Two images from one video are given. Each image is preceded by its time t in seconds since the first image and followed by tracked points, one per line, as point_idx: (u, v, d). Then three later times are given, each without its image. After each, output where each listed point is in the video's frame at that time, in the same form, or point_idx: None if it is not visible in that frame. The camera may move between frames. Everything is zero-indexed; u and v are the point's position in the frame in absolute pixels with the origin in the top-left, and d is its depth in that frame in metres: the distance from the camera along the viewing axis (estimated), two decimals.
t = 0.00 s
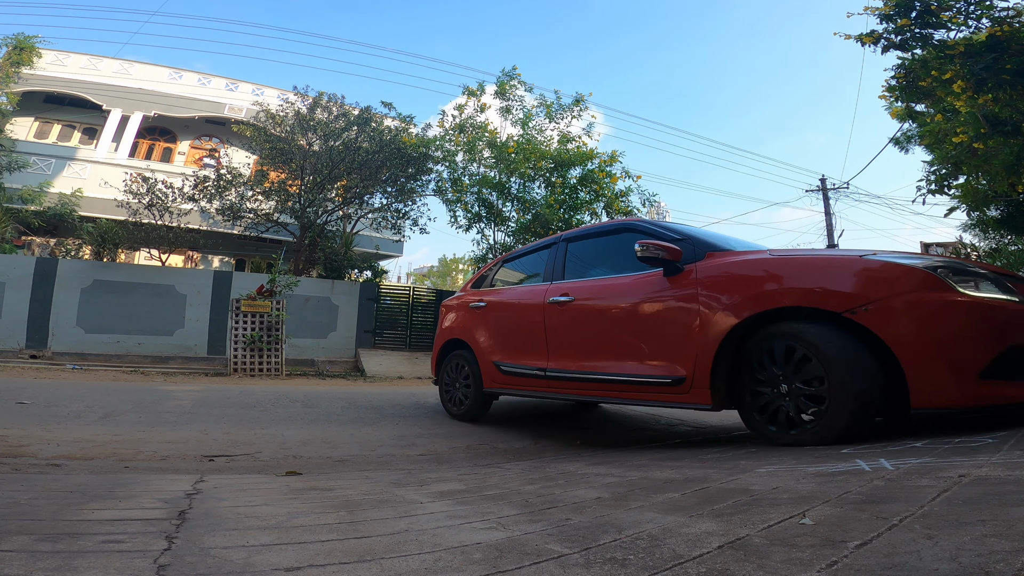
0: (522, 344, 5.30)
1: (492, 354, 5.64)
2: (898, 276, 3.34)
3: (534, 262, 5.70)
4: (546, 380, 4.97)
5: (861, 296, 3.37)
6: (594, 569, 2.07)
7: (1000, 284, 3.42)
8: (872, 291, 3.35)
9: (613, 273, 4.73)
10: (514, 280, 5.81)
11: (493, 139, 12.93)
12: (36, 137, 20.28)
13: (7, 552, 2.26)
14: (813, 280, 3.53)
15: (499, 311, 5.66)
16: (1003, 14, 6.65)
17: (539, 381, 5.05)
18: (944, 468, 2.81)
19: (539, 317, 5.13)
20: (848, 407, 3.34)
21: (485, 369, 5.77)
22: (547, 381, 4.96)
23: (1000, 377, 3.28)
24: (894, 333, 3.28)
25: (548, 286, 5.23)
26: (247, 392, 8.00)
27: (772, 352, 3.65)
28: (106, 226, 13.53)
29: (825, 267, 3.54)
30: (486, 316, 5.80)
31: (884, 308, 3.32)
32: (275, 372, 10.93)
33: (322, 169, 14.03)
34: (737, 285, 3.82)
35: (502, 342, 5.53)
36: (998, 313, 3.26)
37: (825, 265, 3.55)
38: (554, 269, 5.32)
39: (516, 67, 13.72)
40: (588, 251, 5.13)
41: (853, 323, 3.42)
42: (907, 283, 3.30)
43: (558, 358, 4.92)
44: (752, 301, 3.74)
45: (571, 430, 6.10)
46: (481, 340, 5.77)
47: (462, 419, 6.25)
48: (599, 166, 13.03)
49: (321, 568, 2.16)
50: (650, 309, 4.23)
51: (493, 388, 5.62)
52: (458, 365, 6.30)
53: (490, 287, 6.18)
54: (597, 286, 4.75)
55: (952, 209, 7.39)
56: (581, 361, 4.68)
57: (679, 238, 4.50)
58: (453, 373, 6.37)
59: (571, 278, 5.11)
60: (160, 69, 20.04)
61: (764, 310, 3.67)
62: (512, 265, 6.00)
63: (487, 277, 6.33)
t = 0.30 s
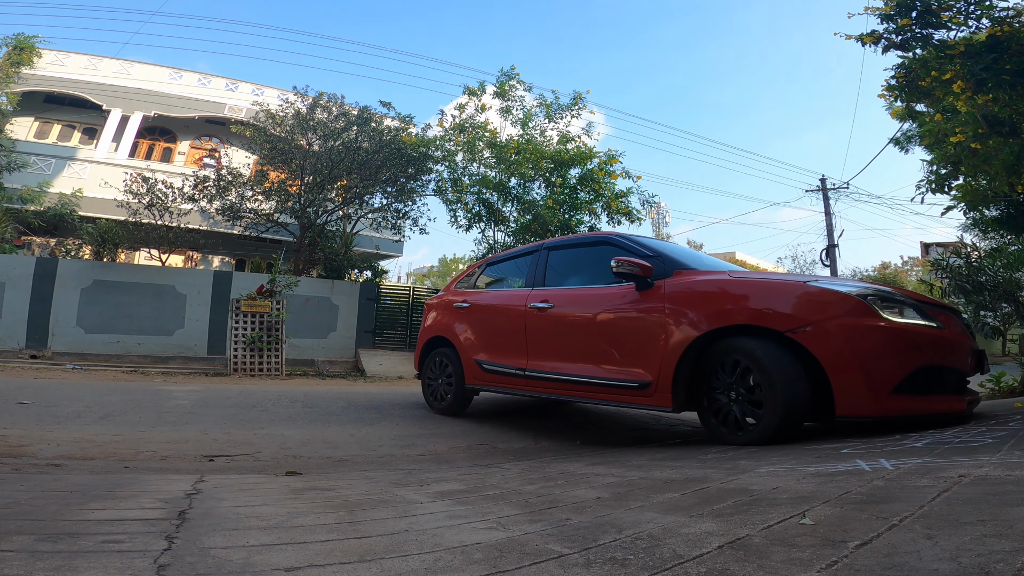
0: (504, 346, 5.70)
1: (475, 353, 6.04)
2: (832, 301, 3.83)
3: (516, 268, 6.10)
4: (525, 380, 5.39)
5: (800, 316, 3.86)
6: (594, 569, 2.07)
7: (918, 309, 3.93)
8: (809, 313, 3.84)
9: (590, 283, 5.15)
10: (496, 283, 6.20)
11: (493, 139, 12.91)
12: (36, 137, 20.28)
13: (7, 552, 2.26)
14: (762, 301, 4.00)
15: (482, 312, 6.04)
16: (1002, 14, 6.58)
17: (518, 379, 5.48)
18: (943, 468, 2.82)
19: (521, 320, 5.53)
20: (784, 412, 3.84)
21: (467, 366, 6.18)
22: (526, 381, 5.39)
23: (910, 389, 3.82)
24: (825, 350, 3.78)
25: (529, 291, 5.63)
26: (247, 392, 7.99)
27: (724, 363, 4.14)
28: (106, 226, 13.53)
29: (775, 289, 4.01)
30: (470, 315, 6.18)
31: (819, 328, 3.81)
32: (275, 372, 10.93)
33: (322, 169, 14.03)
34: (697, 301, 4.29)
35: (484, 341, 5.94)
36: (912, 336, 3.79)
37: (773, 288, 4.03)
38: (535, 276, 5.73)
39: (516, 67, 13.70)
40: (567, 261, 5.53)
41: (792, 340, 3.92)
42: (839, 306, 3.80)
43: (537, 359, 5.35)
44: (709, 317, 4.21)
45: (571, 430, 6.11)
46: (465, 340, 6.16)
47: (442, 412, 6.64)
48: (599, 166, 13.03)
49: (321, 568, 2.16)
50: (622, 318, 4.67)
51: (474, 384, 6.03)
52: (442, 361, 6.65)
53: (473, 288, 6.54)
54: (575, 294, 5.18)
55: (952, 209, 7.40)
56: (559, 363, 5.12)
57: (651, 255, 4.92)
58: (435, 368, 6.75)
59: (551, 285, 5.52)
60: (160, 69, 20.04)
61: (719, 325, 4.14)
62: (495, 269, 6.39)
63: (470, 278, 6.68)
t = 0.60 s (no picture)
0: (488, 348, 6.02)
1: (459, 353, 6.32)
2: (780, 320, 4.29)
3: (497, 273, 6.41)
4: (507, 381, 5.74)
5: (753, 333, 4.33)
6: (594, 569, 2.07)
7: (857, 328, 4.41)
8: (760, 330, 4.31)
9: (569, 292, 5.52)
10: (477, 287, 6.49)
11: (493, 139, 12.91)
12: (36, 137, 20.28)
13: (7, 552, 2.26)
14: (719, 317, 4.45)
15: (466, 314, 6.32)
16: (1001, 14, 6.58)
17: (499, 379, 5.81)
18: (943, 469, 2.82)
19: (504, 324, 5.86)
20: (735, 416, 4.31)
21: (451, 365, 6.45)
22: (509, 382, 5.73)
23: (846, 400, 4.32)
24: (773, 363, 4.26)
25: (512, 297, 5.95)
26: (247, 392, 7.98)
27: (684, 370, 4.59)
28: (106, 226, 13.54)
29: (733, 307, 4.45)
30: (453, 316, 6.44)
31: (768, 344, 4.29)
32: (275, 372, 10.93)
33: (322, 169, 14.02)
34: (664, 315, 4.71)
35: (467, 341, 6.23)
36: (849, 353, 4.28)
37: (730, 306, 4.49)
38: (517, 283, 6.06)
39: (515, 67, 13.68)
40: (547, 270, 5.88)
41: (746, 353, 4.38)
42: (787, 325, 4.26)
43: (518, 360, 5.69)
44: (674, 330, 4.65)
45: (570, 430, 6.12)
46: (450, 340, 6.43)
47: (424, 408, 6.87)
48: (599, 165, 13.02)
49: (321, 568, 2.16)
50: (599, 327, 5.06)
51: (457, 383, 6.31)
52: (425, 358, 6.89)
53: (456, 289, 6.78)
54: (556, 302, 5.54)
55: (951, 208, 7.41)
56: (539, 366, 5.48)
57: (627, 270, 5.32)
58: (418, 366, 6.97)
59: (532, 292, 5.87)
60: (160, 69, 20.04)
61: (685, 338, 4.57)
62: (476, 273, 6.67)
63: (452, 280, 6.93)
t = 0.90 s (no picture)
0: (471, 350, 6.37)
1: (442, 354, 6.65)
2: (739, 334, 4.83)
3: (479, 276, 6.73)
4: (490, 382, 6.13)
5: (714, 346, 4.85)
6: (593, 569, 2.07)
7: (802, 341, 5.00)
8: (721, 343, 4.83)
9: (549, 301, 5.93)
10: (459, 290, 6.79)
11: (493, 139, 12.89)
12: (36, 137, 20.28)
13: (7, 551, 2.26)
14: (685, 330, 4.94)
15: (450, 316, 6.63)
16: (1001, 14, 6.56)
17: (483, 380, 6.19)
18: (943, 469, 2.82)
19: (488, 328, 6.22)
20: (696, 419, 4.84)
21: (435, 364, 6.77)
22: (492, 383, 6.12)
23: (791, 404, 4.94)
24: (731, 372, 4.81)
25: (495, 302, 6.31)
26: (247, 392, 7.98)
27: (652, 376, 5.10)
28: (106, 226, 13.54)
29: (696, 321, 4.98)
30: (437, 318, 6.73)
31: (726, 356, 4.83)
32: (275, 372, 10.92)
33: (322, 169, 14.01)
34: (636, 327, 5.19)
35: (451, 343, 6.56)
36: (795, 364, 4.87)
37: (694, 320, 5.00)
38: (500, 288, 6.40)
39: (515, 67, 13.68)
40: (529, 277, 6.24)
41: (707, 363, 4.92)
42: (744, 339, 4.80)
43: (502, 363, 6.08)
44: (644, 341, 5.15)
45: (570, 430, 6.13)
46: (432, 341, 6.75)
47: (406, 404, 7.15)
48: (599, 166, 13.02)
49: (321, 568, 2.16)
50: (578, 335, 5.50)
51: (441, 381, 6.63)
52: (408, 356, 7.19)
53: (438, 290, 7.07)
54: (538, 310, 5.94)
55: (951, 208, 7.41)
56: (521, 368, 5.88)
57: (606, 281, 5.74)
58: (401, 364, 7.25)
59: (514, 297, 6.23)
60: (160, 69, 20.05)
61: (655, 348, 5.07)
62: (458, 274, 6.96)
63: (434, 282, 7.20)
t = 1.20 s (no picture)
0: (455, 352, 6.68)
1: (425, 355, 6.93)
2: (705, 339, 5.30)
3: (460, 281, 7.02)
4: (475, 383, 6.48)
5: (683, 350, 5.31)
6: (593, 569, 2.07)
7: (760, 347, 5.49)
8: (689, 348, 5.29)
9: (530, 307, 6.30)
10: (441, 293, 7.08)
11: (493, 139, 12.87)
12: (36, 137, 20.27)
13: (7, 552, 2.26)
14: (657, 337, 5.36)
15: (433, 320, 6.89)
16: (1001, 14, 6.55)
17: (468, 380, 6.52)
18: (943, 469, 2.82)
19: (472, 332, 6.54)
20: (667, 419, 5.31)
21: (419, 364, 7.02)
22: (476, 384, 6.46)
23: (749, 403, 5.43)
24: (697, 374, 5.28)
25: (478, 307, 6.63)
26: (246, 392, 7.98)
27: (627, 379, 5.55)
28: (106, 226, 13.55)
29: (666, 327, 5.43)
30: (420, 321, 6.98)
31: (694, 360, 5.30)
32: (275, 372, 10.93)
33: (322, 169, 14.00)
34: (613, 333, 5.61)
35: (435, 345, 6.84)
36: (754, 367, 5.36)
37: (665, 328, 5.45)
38: (482, 293, 6.73)
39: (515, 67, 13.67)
40: (511, 284, 6.60)
41: (676, 367, 5.39)
42: (710, 345, 5.27)
43: (486, 364, 6.42)
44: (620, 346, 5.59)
45: (570, 431, 6.14)
46: (415, 342, 7.02)
47: (388, 402, 7.36)
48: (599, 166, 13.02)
49: (321, 568, 2.16)
50: (559, 340, 5.91)
51: (426, 381, 6.89)
52: (391, 355, 7.41)
53: (419, 293, 7.32)
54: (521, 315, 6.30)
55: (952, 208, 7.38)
56: (505, 370, 6.23)
57: (584, 290, 6.13)
58: (385, 363, 7.45)
59: (496, 302, 6.58)
60: (160, 69, 20.05)
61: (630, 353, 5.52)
62: (439, 278, 7.22)
63: (416, 285, 7.42)
